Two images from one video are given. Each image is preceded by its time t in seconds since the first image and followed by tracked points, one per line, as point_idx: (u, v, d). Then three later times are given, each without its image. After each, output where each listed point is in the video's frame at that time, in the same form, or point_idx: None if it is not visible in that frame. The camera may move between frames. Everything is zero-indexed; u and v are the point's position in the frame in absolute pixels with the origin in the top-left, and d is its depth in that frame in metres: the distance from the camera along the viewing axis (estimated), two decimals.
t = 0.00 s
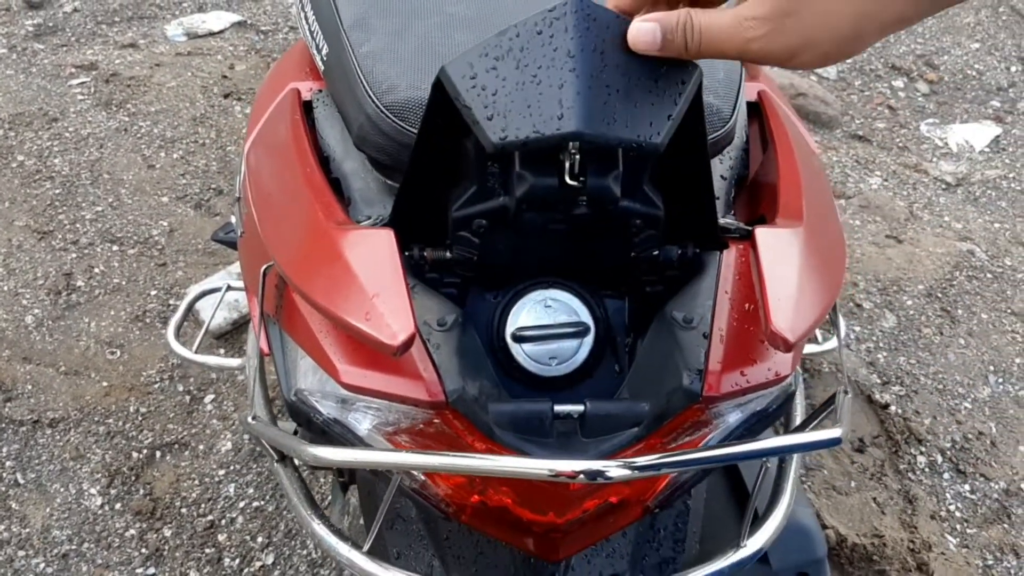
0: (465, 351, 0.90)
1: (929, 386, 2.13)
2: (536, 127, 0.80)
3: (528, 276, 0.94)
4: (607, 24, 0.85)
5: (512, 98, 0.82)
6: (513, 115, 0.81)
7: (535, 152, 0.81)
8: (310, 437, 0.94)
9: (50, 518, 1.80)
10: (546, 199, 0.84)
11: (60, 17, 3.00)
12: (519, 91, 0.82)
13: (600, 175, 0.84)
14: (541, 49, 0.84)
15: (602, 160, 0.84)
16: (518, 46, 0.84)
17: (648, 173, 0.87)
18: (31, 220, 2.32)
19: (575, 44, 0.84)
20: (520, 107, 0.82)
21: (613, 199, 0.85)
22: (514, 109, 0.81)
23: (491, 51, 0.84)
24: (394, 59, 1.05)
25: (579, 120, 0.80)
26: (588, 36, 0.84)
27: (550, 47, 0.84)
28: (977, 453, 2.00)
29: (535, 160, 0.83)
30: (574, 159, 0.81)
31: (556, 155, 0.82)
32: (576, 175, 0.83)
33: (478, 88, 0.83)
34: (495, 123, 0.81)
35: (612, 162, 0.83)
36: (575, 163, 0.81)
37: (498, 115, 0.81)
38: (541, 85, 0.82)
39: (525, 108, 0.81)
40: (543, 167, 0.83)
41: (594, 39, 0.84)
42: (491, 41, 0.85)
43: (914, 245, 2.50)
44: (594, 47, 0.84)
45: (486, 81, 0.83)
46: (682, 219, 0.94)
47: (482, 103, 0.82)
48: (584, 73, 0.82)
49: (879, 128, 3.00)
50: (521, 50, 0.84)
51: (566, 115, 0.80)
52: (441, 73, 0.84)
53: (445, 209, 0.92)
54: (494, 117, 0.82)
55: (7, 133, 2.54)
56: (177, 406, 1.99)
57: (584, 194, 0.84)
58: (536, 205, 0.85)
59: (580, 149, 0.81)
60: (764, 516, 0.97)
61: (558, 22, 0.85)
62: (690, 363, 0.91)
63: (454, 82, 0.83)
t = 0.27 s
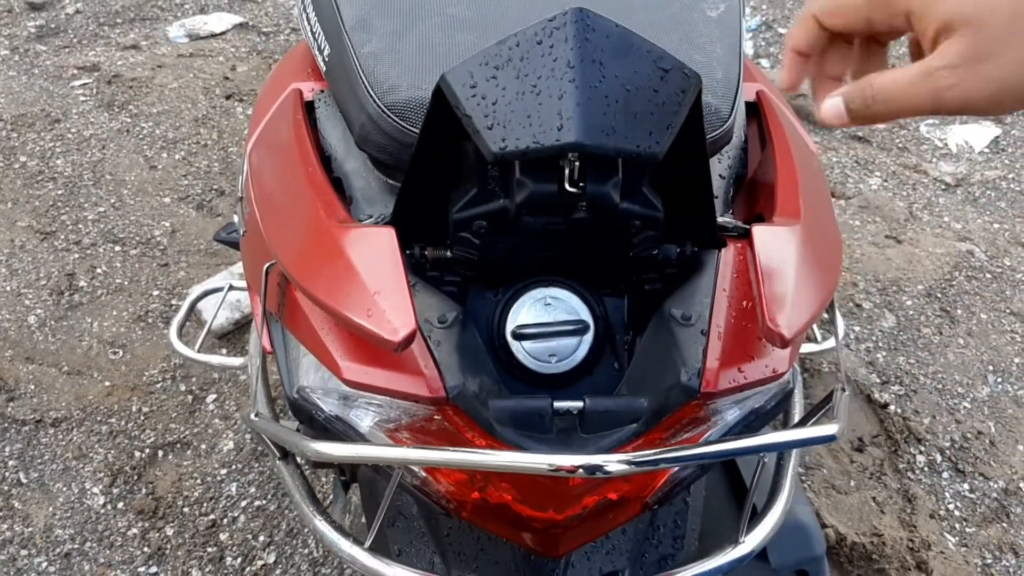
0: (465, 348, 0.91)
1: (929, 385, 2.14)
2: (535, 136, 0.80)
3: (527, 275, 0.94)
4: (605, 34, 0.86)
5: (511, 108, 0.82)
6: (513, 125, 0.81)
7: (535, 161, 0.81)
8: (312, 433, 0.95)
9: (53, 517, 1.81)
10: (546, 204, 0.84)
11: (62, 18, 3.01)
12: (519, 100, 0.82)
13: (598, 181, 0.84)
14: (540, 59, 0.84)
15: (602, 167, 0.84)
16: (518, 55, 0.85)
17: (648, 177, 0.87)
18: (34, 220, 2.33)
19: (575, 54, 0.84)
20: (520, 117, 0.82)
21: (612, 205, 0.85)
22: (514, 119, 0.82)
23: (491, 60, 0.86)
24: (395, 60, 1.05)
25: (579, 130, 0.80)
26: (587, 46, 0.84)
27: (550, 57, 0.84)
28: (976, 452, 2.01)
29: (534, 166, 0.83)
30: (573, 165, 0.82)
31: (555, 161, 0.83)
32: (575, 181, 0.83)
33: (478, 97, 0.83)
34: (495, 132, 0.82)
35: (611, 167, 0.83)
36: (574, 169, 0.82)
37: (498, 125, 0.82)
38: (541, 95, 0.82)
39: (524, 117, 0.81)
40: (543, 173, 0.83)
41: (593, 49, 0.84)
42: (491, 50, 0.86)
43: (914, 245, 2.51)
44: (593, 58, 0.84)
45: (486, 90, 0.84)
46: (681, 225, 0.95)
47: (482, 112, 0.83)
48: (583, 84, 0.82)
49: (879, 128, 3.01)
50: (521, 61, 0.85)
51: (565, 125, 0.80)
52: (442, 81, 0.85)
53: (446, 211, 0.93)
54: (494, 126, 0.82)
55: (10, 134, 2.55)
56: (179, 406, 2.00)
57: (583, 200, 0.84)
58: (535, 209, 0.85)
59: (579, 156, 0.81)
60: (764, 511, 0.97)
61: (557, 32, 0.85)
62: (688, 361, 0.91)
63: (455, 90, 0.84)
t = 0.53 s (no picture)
0: (464, 343, 0.91)
1: (927, 384, 2.14)
2: (533, 133, 0.81)
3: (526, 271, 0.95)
4: (601, 32, 0.87)
5: (509, 105, 0.83)
6: (510, 122, 0.82)
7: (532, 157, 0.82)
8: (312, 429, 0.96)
9: (54, 515, 1.82)
10: (542, 200, 0.85)
11: (64, 19, 3.03)
12: (516, 97, 0.83)
13: (595, 177, 0.85)
14: (538, 56, 0.85)
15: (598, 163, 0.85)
16: (515, 53, 0.86)
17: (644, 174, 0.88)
18: (35, 220, 2.34)
19: (572, 52, 0.84)
20: (517, 114, 0.82)
21: (609, 201, 0.86)
22: (511, 116, 0.82)
23: (489, 58, 0.86)
24: (395, 58, 1.06)
25: (576, 126, 0.80)
26: (584, 44, 0.85)
27: (547, 55, 0.85)
28: (974, 451, 2.01)
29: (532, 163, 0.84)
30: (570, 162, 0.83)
31: (553, 158, 0.83)
32: (572, 178, 0.84)
33: (476, 94, 0.84)
34: (492, 128, 0.82)
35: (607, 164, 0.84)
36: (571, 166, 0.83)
37: (496, 121, 0.82)
38: (538, 92, 0.83)
39: (521, 114, 0.82)
40: (540, 170, 0.84)
41: (590, 47, 0.85)
42: (490, 48, 0.87)
43: (913, 245, 2.52)
44: (590, 55, 0.84)
45: (484, 87, 0.84)
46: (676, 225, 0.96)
47: (480, 109, 0.84)
48: (580, 81, 0.82)
49: (878, 129, 3.02)
50: (518, 58, 0.86)
51: (562, 122, 0.80)
52: (441, 79, 0.86)
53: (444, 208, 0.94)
54: (491, 123, 0.82)
55: (12, 133, 2.56)
56: (180, 404, 2.01)
57: (580, 195, 0.85)
58: (533, 206, 0.86)
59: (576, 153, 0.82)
60: (760, 504, 0.98)
61: (555, 30, 0.86)
62: (684, 356, 0.92)
63: (453, 88, 0.85)
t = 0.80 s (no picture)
0: (461, 331, 0.93)
1: (925, 380, 2.15)
2: (527, 122, 0.82)
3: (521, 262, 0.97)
4: (595, 23, 0.88)
5: (504, 94, 0.84)
6: (506, 111, 0.83)
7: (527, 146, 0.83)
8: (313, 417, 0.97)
9: (57, 508, 1.83)
10: (538, 189, 0.86)
11: (66, 18, 3.04)
12: (511, 87, 0.84)
13: (590, 166, 0.86)
14: (532, 47, 0.86)
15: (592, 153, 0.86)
16: (510, 44, 0.87)
17: (639, 162, 0.89)
18: (38, 217, 2.35)
19: (566, 42, 0.85)
20: (512, 104, 0.83)
21: (603, 189, 0.87)
22: (506, 105, 0.83)
23: (484, 49, 0.87)
24: (393, 52, 1.08)
25: (570, 115, 0.81)
26: (578, 34, 0.86)
27: (541, 45, 0.86)
28: (972, 446, 2.02)
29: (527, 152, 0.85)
30: (565, 151, 0.84)
31: (547, 147, 0.84)
32: (567, 167, 0.86)
33: (472, 84, 0.85)
34: (488, 118, 0.83)
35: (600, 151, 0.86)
36: (566, 155, 0.84)
37: (492, 111, 0.83)
38: (533, 82, 0.84)
39: (516, 104, 0.83)
40: (535, 158, 0.85)
41: (583, 38, 0.86)
42: (485, 39, 0.88)
43: (911, 242, 2.53)
44: (583, 46, 0.86)
45: (479, 78, 0.86)
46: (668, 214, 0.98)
47: (476, 98, 0.85)
48: (574, 71, 0.83)
49: (877, 127, 3.03)
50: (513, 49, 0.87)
51: (556, 112, 0.82)
52: (437, 69, 0.87)
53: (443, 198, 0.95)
54: (487, 112, 0.84)
55: (15, 131, 2.57)
56: (182, 399, 2.03)
57: (575, 185, 0.86)
58: (528, 195, 0.87)
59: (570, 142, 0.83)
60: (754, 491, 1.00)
61: (549, 22, 0.87)
62: (677, 342, 0.92)
63: (449, 78, 0.86)
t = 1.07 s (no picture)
0: (459, 319, 0.94)
1: (924, 377, 2.17)
2: (523, 116, 0.84)
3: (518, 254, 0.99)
4: (589, 19, 0.90)
5: (501, 89, 0.86)
6: (503, 105, 0.85)
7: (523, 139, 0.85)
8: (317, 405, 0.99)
9: (64, 501, 1.86)
10: (534, 181, 0.88)
11: (75, 18, 3.07)
12: (508, 82, 0.86)
13: (585, 159, 0.88)
14: (529, 43, 0.89)
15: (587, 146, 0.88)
16: (507, 40, 0.90)
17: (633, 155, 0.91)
18: (46, 214, 2.38)
19: (561, 38, 0.88)
20: (509, 98, 0.86)
21: (597, 180, 0.89)
22: (503, 99, 0.86)
23: (483, 44, 0.90)
24: (395, 49, 1.10)
25: (565, 108, 0.83)
26: (573, 30, 0.88)
27: (538, 41, 0.88)
28: (970, 443, 2.04)
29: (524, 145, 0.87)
30: (560, 144, 0.86)
31: (544, 140, 0.87)
32: (563, 159, 0.88)
33: (470, 79, 0.88)
34: (485, 112, 0.86)
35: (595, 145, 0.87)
36: (561, 149, 0.86)
37: (489, 105, 0.86)
38: (529, 76, 0.86)
39: (513, 98, 0.85)
40: (532, 151, 0.87)
41: (578, 33, 0.88)
42: (483, 35, 0.90)
43: (912, 241, 2.54)
44: (578, 41, 0.88)
45: (477, 72, 0.88)
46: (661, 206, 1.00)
47: (474, 92, 0.87)
48: (569, 66, 0.86)
49: (879, 128, 3.04)
50: (510, 45, 0.89)
51: (551, 105, 0.84)
52: (436, 65, 0.89)
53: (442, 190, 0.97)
54: (484, 106, 0.86)
55: (23, 130, 2.60)
56: (188, 393, 2.05)
57: (570, 177, 0.88)
58: (525, 187, 0.89)
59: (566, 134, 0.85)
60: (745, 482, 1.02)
61: (545, 18, 0.90)
62: (669, 330, 0.94)
63: (448, 72, 0.88)
